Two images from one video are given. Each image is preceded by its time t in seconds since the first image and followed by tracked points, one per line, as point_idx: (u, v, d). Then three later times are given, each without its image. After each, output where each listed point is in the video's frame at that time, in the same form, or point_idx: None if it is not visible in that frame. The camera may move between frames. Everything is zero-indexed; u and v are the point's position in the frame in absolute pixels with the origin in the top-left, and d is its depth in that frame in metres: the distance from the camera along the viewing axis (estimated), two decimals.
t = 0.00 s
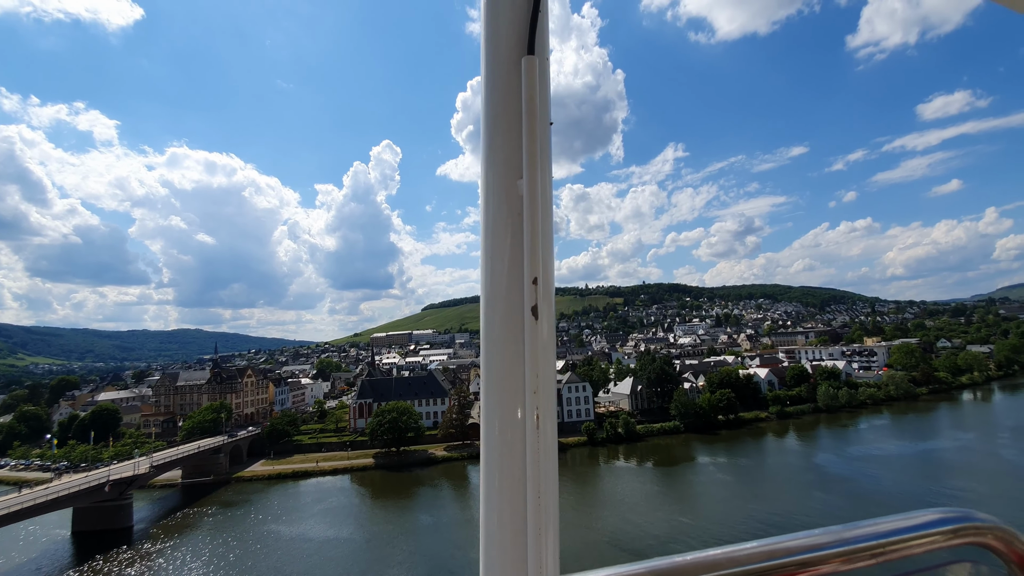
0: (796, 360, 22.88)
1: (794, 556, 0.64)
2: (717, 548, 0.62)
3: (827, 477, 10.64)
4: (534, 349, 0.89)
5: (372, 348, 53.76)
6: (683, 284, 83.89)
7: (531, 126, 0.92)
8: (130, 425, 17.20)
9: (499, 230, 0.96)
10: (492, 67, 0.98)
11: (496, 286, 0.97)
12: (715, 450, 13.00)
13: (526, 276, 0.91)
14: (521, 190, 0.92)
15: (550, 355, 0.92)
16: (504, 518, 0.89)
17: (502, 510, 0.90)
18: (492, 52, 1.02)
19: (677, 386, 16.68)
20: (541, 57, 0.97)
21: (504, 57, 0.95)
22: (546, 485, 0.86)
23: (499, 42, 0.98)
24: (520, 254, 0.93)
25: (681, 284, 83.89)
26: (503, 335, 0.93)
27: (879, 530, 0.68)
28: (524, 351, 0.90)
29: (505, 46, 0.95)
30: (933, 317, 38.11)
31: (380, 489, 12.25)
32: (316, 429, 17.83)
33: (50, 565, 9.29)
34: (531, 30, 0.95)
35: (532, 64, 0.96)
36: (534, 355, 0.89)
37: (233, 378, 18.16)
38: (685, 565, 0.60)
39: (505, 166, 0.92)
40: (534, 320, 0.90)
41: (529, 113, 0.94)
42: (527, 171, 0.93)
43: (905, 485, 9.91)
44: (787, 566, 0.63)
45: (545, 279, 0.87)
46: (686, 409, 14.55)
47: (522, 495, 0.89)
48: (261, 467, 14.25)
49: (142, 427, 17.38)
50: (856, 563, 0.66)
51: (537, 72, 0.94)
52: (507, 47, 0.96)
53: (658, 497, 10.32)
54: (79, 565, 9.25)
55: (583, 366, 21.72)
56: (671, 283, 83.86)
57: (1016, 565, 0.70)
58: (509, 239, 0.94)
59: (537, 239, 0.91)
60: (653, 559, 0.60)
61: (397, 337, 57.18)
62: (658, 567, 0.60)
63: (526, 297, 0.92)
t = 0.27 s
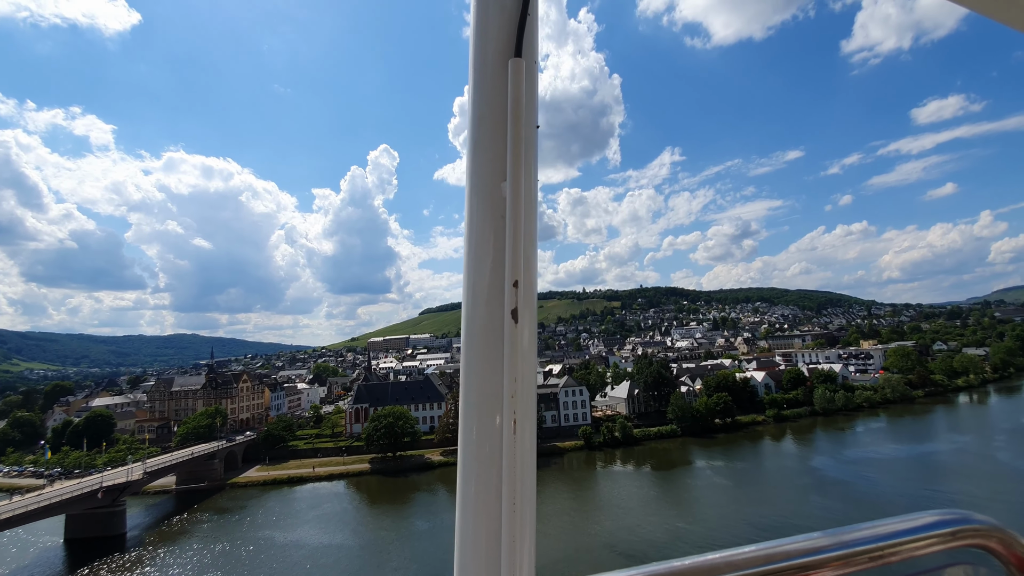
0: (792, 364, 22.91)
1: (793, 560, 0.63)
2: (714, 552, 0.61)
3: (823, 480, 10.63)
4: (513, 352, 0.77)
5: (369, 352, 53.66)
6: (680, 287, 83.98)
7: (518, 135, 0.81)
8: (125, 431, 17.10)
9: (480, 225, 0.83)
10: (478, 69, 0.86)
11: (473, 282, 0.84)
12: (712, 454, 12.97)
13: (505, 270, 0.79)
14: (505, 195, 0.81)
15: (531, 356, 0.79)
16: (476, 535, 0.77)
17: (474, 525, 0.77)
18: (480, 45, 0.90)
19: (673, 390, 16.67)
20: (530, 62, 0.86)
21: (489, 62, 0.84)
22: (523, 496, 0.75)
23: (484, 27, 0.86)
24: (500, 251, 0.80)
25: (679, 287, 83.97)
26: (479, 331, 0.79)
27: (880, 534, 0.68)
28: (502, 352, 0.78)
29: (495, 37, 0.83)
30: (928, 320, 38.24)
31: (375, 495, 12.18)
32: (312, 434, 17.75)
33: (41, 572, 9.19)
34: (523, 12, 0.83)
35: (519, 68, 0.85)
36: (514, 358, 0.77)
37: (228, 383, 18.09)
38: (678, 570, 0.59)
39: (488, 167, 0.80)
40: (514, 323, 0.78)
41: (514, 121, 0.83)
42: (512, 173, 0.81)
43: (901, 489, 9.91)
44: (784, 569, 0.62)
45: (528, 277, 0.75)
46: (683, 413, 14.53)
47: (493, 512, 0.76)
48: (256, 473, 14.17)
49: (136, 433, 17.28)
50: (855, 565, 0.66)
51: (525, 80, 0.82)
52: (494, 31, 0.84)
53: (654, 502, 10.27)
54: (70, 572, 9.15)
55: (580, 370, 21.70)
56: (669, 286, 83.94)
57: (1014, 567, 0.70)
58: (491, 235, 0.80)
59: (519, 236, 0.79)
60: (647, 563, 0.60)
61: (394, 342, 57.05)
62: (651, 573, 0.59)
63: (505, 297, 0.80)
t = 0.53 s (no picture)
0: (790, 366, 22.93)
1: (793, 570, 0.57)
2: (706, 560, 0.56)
3: (820, 482, 10.61)
4: (495, 357, 0.72)
5: (367, 356, 53.56)
6: (678, 290, 84.04)
7: (506, 138, 0.76)
8: (121, 435, 17.05)
9: (465, 227, 0.78)
10: (467, 71, 0.82)
11: (456, 284, 0.79)
12: (710, 456, 12.94)
13: (489, 270, 0.74)
14: (490, 198, 0.76)
15: (515, 360, 0.74)
16: (450, 548, 0.71)
17: (448, 536, 0.72)
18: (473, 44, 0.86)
19: (671, 392, 16.66)
20: (521, 65, 0.81)
21: (479, 66, 0.79)
22: (501, 502, 0.70)
23: (476, 25, 0.81)
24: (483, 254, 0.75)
25: (677, 290, 84.03)
26: (460, 335, 0.74)
27: (881, 542, 0.61)
28: (484, 355, 0.73)
29: (484, 37, 0.78)
30: (925, 322, 38.32)
31: (372, 499, 12.12)
32: (308, 438, 17.69)
33: None
34: (515, 9, 0.78)
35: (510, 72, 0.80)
36: (495, 361, 0.72)
37: (225, 387, 18.01)
38: None
39: (473, 170, 0.75)
40: (496, 326, 0.74)
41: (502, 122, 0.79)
42: (498, 175, 0.76)
43: (898, 491, 9.88)
44: None
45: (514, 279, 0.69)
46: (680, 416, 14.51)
47: (470, 523, 0.70)
48: (252, 477, 14.10)
49: (132, 437, 17.20)
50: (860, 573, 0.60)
51: (516, 85, 0.77)
52: (484, 27, 0.79)
53: (652, 505, 10.22)
54: None
55: (577, 372, 21.69)
56: (667, 289, 83.98)
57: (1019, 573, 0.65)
58: (475, 239, 0.75)
59: (505, 237, 0.74)
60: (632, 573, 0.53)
61: (392, 345, 56.94)
62: None
63: (488, 301, 0.75)
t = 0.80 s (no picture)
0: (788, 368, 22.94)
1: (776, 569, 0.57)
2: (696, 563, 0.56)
3: (817, 485, 10.60)
4: (474, 365, 0.69)
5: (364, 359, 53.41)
6: (677, 292, 84.06)
7: (491, 145, 0.73)
8: (117, 439, 16.99)
9: (447, 234, 0.76)
10: (454, 72, 0.78)
11: (436, 289, 0.76)
12: (707, 458, 12.93)
13: (469, 277, 0.71)
14: (473, 204, 0.73)
15: (495, 368, 0.72)
16: (423, 559, 0.69)
17: (421, 545, 0.70)
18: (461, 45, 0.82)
19: (669, 395, 16.65)
20: (510, 70, 0.78)
21: (465, 68, 0.75)
22: (476, 511, 0.68)
23: (463, 24, 0.77)
24: (466, 259, 0.72)
25: (675, 292, 84.03)
26: (438, 342, 0.71)
27: (864, 548, 0.60)
28: (462, 364, 0.70)
29: (470, 37, 0.74)
30: (923, 323, 38.34)
31: (369, 502, 12.08)
32: (305, 441, 17.66)
33: None
34: (505, 8, 0.74)
35: (498, 74, 0.76)
36: (473, 369, 0.69)
37: (221, 390, 17.97)
38: None
39: (457, 170, 0.73)
40: (476, 331, 0.71)
41: (488, 128, 0.76)
42: (482, 181, 0.73)
43: (895, 492, 9.88)
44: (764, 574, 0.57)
45: (494, 286, 0.67)
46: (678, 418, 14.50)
47: (443, 531, 0.68)
48: (248, 480, 14.06)
49: (128, 440, 17.12)
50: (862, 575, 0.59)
51: (504, 91, 0.74)
52: (470, 25, 0.75)
53: (649, 507, 10.20)
54: None
55: (575, 375, 21.69)
56: (665, 291, 83.97)
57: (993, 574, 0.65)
58: (458, 246, 0.72)
59: (488, 245, 0.71)
60: None
61: (390, 348, 56.72)
62: None
63: (467, 307, 0.72)
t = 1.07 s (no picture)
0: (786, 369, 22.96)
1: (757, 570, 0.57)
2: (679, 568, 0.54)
3: (815, 486, 10.60)
4: (455, 369, 0.67)
5: (363, 361, 53.30)
6: (675, 294, 84.05)
7: (478, 148, 0.71)
8: (114, 442, 16.92)
9: (432, 237, 0.73)
10: (444, 76, 0.76)
11: (420, 292, 0.74)
12: (705, 461, 12.92)
13: (454, 278, 0.69)
14: (458, 207, 0.71)
15: (478, 374, 0.70)
16: (396, 569, 0.65)
17: (395, 556, 0.66)
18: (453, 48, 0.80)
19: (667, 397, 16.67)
20: (501, 75, 0.76)
21: (454, 70, 0.74)
22: (453, 518, 0.65)
23: (454, 29, 0.76)
24: (450, 261, 0.70)
25: (674, 294, 84.04)
26: (419, 345, 0.69)
27: (853, 550, 0.59)
28: (442, 369, 0.67)
29: (459, 38, 0.72)
30: (921, 325, 38.32)
31: (367, 504, 12.05)
32: (303, 444, 17.61)
33: None
34: (496, 12, 0.73)
35: (487, 80, 0.75)
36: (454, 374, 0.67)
37: (218, 393, 17.93)
38: None
39: (443, 173, 0.71)
40: (459, 336, 0.68)
41: (475, 131, 0.74)
42: (468, 184, 0.71)
43: (893, 494, 9.88)
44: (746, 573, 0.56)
45: (478, 289, 0.65)
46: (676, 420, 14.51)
47: (419, 537, 0.65)
48: (245, 483, 14.00)
49: (124, 443, 17.06)
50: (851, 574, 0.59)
51: (494, 96, 0.73)
52: (460, 27, 0.73)
53: (647, 509, 10.19)
54: None
55: (573, 377, 21.68)
56: (664, 293, 83.97)
57: None
58: (442, 249, 0.70)
59: (473, 249, 0.69)
60: None
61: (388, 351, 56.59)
62: None
63: (451, 310, 0.69)
